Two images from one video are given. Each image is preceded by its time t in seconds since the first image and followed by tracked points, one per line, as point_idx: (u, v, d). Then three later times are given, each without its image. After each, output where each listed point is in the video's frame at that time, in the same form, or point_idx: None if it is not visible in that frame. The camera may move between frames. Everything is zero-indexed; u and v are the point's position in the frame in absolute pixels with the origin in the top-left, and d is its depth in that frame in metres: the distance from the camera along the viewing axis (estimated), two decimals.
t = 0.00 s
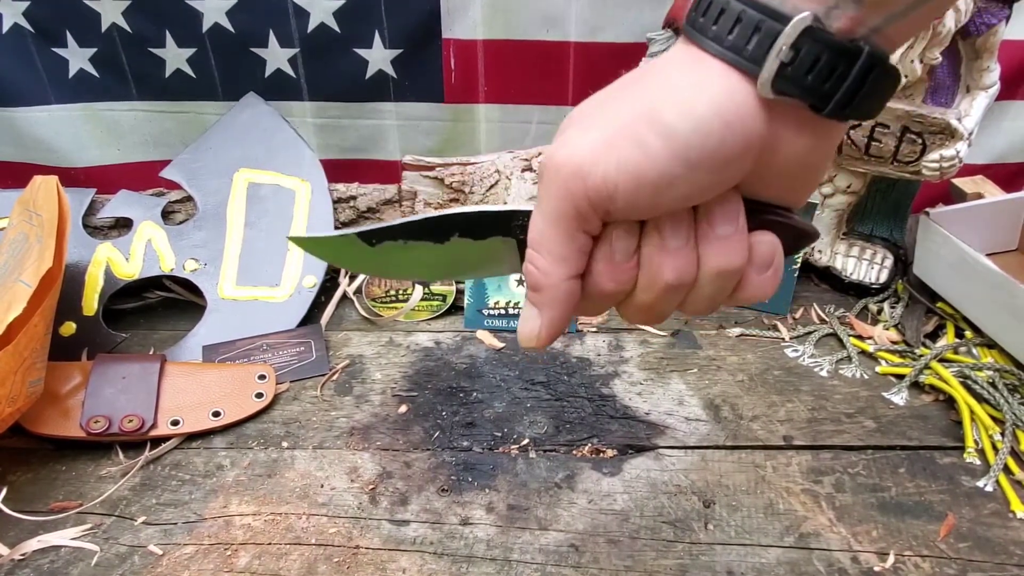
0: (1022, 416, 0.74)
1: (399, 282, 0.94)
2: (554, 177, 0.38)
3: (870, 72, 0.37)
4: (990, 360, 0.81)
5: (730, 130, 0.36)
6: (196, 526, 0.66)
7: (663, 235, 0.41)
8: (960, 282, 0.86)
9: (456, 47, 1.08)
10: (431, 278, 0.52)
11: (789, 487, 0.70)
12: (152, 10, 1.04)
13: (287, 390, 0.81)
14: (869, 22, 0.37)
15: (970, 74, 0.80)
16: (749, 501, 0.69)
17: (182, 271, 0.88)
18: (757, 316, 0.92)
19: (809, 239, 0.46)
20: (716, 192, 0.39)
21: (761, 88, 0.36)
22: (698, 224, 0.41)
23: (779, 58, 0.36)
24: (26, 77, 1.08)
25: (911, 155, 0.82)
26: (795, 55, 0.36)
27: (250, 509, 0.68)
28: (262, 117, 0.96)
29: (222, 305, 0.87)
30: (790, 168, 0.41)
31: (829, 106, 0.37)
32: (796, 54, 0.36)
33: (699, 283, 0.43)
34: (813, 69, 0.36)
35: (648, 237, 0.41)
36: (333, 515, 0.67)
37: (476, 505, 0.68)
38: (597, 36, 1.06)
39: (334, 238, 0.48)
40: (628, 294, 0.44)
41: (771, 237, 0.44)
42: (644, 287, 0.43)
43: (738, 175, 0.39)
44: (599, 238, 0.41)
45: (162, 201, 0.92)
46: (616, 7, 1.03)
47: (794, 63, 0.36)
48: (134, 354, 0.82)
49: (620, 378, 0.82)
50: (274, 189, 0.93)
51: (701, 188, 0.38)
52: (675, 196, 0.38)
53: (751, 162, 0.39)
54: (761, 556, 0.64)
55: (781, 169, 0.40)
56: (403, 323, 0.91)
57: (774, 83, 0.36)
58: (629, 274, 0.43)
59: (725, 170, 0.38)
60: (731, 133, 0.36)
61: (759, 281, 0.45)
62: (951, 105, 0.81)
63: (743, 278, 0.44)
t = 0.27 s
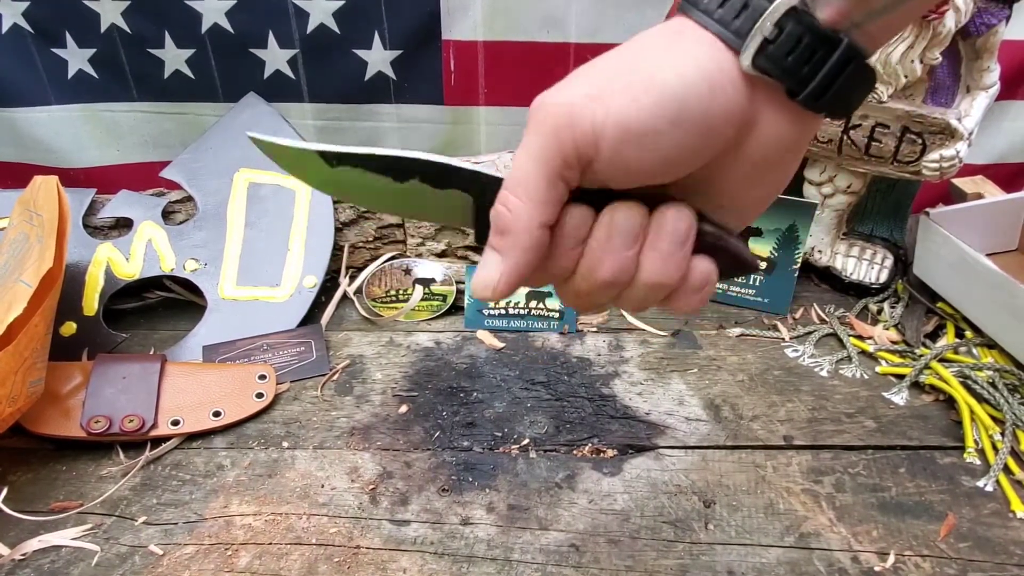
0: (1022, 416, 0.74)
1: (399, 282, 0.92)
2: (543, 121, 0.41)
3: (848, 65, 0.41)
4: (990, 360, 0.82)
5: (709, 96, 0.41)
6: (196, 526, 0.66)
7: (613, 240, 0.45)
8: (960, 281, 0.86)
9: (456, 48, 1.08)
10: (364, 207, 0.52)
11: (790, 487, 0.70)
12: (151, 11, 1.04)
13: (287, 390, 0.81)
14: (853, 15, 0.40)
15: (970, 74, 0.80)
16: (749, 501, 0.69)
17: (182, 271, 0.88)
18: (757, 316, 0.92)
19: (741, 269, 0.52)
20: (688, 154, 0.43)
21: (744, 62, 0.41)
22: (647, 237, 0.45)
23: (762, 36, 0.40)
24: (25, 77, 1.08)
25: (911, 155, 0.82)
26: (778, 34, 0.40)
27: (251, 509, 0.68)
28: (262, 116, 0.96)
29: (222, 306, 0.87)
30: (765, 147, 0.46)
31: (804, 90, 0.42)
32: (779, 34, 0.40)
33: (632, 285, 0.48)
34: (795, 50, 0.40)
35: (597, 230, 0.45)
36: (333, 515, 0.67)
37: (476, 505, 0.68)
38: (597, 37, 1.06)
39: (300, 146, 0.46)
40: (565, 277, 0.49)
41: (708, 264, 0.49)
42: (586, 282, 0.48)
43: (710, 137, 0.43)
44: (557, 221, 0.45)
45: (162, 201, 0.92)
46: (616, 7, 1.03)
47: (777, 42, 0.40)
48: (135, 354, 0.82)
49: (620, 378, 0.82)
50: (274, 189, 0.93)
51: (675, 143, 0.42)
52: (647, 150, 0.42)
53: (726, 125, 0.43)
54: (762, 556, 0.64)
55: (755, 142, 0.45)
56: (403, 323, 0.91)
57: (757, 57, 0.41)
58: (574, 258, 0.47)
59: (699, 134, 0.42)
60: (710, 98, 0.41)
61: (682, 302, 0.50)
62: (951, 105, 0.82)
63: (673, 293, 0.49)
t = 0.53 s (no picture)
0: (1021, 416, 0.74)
1: (399, 282, 0.93)
2: (567, 97, 0.55)
3: (831, 42, 0.56)
4: (990, 360, 0.82)
5: (713, 82, 0.57)
6: (196, 526, 0.66)
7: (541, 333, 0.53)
8: (960, 281, 0.86)
9: (455, 49, 1.08)
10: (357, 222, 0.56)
11: (790, 487, 0.70)
12: (150, 11, 1.04)
13: (287, 390, 0.81)
14: None
15: (970, 74, 0.79)
16: (749, 501, 0.69)
17: (182, 271, 0.88)
18: (757, 316, 0.92)
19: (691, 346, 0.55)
20: (699, 129, 0.59)
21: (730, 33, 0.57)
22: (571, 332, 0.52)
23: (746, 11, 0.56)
24: (24, 78, 1.08)
25: (911, 155, 0.82)
26: (761, 11, 0.56)
27: (251, 509, 0.68)
28: (263, 116, 0.96)
29: (221, 306, 0.87)
30: (763, 131, 0.60)
31: (790, 66, 0.57)
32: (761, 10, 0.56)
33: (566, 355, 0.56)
34: (780, 24, 0.56)
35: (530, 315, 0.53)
36: (333, 515, 0.67)
37: (476, 505, 0.68)
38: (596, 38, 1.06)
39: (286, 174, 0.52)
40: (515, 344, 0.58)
41: (645, 346, 0.54)
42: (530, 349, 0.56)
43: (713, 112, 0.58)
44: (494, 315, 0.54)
45: (161, 201, 0.92)
46: (615, 8, 1.03)
47: (759, 17, 0.56)
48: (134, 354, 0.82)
49: (620, 378, 0.82)
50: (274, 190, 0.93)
51: (684, 127, 0.58)
52: (667, 115, 0.57)
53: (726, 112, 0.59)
54: (762, 556, 0.64)
55: (754, 129, 0.60)
56: (403, 323, 0.91)
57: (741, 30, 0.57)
58: (513, 338, 0.56)
59: (706, 110, 0.58)
60: (703, 68, 0.57)
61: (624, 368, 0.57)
62: (950, 105, 0.82)
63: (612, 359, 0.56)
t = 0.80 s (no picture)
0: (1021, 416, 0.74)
1: (399, 282, 0.94)
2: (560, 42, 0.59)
3: (820, 17, 0.56)
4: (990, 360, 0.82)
5: (698, 27, 0.55)
6: (196, 526, 0.66)
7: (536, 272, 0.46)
8: (960, 281, 0.86)
9: (455, 49, 1.08)
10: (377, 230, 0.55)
11: (789, 487, 0.70)
12: (149, 12, 1.04)
13: (287, 390, 0.81)
14: None
15: (970, 74, 0.80)
16: (748, 501, 0.69)
17: (182, 271, 0.88)
18: (757, 316, 0.92)
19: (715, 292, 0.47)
20: (689, 91, 0.57)
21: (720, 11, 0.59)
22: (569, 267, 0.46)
23: None
24: (22, 79, 1.08)
25: (911, 155, 0.82)
26: None
27: (251, 509, 0.68)
28: (263, 116, 0.96)
29: (221, 306, 0.87)
30: (756, 94, 0.58)
31: (778, 40, 0.57)
32: None
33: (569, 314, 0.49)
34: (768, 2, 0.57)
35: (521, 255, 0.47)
36: (333, 515, 0.67)
37: (476, 505, 0.68)
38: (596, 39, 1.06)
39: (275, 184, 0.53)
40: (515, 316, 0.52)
41: (655, 285, 0.46)
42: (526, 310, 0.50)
43: (703, 75, 0.56)
44: (482, 275, 0.49)
45: (162, 202, 0.92)
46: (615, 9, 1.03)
47: None
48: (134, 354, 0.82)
49: (620, 378, 0.82)
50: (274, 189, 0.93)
51: (675, 77, 0.55)
52: (655, 70, 0.55)
53: (715, 74, 0.57)
54: (762, 556, 0.64)
55: (745, 92, 0.58)
56: (403, 323, 0.91)
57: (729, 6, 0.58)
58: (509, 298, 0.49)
59: (693, 57, 0.55)
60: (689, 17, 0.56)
61: (640, 324, 0.49)
62: (951, 105, 0.82)
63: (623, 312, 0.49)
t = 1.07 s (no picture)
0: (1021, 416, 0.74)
1: (399, 282, 0.94)
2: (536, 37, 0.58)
3: (804, 28, 0.54)
4: (990, 360, 0.82)
5: (674, 35, 0.54)
6: (196, 526, 0.66)
7: (540, 251, 0.46)
8: (960, 281, 0.86)
9: (454, 50, 1.08)
10: (373, 256, 0.55)
11: (790, 487, 0.70)
12: (147, 12, 1.04)
13: (287, 390, 0.81)
14: None
15: (970, 74, 0.80)
16: (748, 501, 0.69)
17: (182, 271, 0.88)
18: (757, 316, 0.92)
19: (714, 265, 0.48)
20: (665, 99, 0.55)
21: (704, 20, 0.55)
22: (574, 242, 0.46)
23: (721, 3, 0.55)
24: (19, 80, 1.08)
25: (911, 156, 0.82)
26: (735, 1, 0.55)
27: (251, 509, 0.68)
28: (263, 117, 0.96)
29: (221, 306, 0.87)
30: (740, 102, 0.56)
31: (763, 50, 0.54)
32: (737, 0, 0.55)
33: (571, 299, 0.48)
34: (754, 12, 0.54)
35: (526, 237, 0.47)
36: (333, 515, 0.67)
37: (476, 505, 0.68)
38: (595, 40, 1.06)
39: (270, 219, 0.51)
40: (517, 311, 0.51)
41: (655, 256, 0.46)
42: (527, 299, 0.49)
43: (678, 82, 0.55)
44: (481, 274, 0.48)
45: (162, 201, 0.92)
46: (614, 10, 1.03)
47: (733, 7, 0.55)
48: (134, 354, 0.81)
49: (620, 378, 0.82)
50: (274, 189, 0.93)
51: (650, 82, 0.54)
52: (626, 76, 0.54)
53: (692, 81, 0.55)
54: (761, 556, 0.64)
55: (727, 101, 0.56)
56: (403, 323, 0.91)
57: (716, 16, 0.55)
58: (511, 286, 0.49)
59: (669, 68, 0.54)
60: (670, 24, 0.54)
61: (644, 304, 0.48)
62: (951, 105, 0.82)
63: (626, 293, 0.48)
